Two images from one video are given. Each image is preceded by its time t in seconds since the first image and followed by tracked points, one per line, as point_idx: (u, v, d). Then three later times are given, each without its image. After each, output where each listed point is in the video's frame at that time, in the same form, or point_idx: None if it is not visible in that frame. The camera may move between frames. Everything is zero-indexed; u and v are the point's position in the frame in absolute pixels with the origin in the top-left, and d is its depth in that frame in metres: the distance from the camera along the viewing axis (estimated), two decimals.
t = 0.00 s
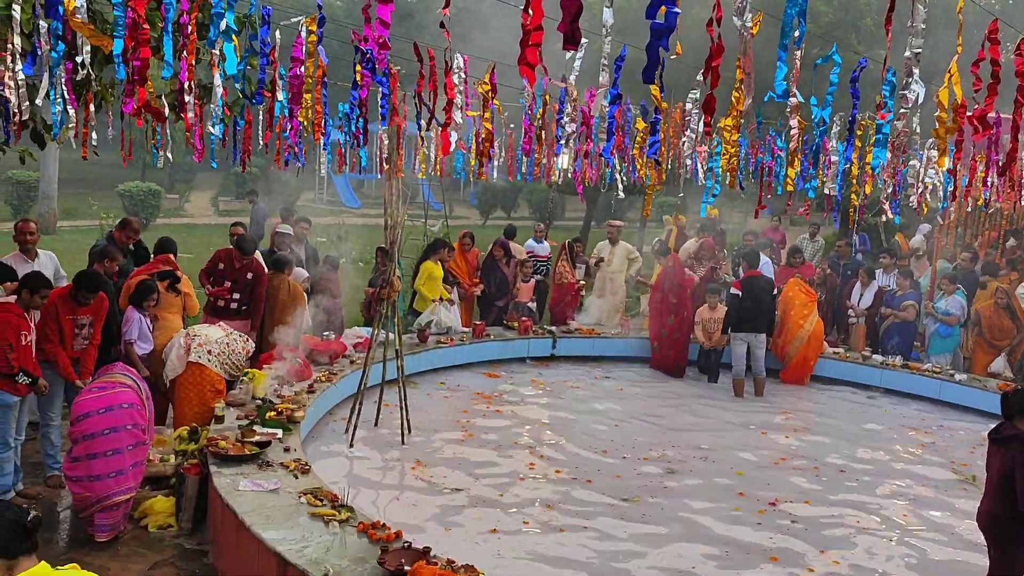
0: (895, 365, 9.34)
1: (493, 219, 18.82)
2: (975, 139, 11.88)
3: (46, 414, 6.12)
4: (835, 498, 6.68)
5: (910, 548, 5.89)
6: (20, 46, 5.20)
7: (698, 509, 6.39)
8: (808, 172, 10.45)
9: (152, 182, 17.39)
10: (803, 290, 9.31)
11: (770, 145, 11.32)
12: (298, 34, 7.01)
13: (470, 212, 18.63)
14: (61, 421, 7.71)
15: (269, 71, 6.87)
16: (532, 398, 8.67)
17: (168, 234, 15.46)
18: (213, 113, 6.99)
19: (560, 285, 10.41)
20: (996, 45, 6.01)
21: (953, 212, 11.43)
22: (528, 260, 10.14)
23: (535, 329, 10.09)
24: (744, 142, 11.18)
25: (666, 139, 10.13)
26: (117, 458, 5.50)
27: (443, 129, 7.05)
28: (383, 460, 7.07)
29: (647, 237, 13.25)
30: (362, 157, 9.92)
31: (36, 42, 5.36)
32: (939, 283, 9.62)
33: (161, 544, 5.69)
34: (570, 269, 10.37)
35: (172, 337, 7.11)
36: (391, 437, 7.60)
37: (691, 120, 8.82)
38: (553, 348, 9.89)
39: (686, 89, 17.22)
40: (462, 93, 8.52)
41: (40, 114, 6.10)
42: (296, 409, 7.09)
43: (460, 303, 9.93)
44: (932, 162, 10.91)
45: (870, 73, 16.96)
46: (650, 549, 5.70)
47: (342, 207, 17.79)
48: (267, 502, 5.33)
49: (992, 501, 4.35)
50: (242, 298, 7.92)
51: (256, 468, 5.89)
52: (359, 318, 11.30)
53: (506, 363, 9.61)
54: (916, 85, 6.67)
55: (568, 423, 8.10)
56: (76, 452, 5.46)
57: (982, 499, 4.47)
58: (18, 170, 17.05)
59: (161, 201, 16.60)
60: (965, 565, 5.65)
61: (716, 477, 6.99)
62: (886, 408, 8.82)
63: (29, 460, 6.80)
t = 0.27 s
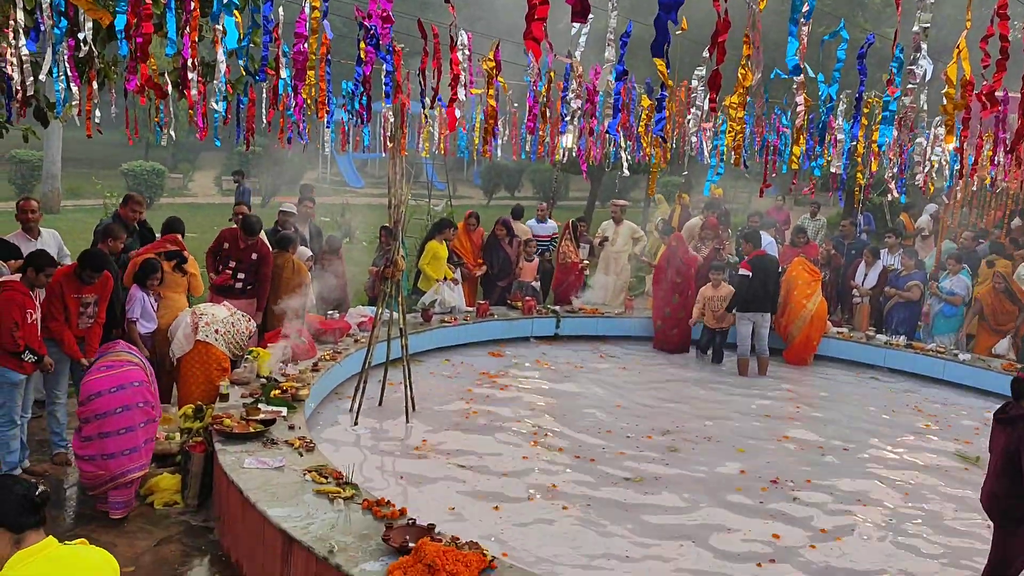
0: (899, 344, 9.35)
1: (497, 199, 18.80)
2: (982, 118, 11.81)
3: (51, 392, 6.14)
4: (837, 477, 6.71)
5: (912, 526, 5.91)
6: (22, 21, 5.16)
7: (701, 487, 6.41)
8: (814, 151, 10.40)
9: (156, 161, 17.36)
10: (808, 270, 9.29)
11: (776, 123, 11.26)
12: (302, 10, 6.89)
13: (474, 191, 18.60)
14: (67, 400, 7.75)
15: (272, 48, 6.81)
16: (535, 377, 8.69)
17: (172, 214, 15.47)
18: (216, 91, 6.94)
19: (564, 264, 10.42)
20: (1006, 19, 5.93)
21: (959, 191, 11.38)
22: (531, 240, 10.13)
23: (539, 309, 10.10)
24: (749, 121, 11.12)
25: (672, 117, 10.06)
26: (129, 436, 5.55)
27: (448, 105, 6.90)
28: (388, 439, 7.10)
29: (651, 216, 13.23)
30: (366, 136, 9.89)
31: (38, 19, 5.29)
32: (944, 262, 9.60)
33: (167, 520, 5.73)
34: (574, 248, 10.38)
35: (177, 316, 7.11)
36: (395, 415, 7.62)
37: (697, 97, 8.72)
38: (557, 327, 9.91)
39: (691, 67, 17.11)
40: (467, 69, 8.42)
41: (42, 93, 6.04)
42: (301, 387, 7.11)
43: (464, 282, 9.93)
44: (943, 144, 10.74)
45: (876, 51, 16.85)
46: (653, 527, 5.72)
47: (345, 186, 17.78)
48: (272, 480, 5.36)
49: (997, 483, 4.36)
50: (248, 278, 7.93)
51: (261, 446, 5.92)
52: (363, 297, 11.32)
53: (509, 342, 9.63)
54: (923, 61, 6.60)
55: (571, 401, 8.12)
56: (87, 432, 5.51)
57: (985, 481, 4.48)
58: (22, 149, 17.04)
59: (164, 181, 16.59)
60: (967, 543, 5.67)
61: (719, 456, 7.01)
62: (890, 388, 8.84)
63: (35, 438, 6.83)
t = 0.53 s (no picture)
0: (899, 331, 9.35)
1: (498, 186, 18.77)
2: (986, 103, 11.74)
3: (52, 377, 6.13)
4: (837, 463, 6.72)
5: (911, 512, 5.93)
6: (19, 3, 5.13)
7: (701, 473, 6.43)
8: (815, 137, 10.36)
9: (155, 147, 17.32)
10: (809, 258, 9.29)
11: (778, 108, 11.19)
12: None
13: (474, 178, 18.57)
14: (68, 385, 7.76)
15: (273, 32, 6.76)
16: (536, 363, 8.70)
17: (173, 200, 15.45)
18: (215, 75, 6.90)
19: (565, 251, 10.43)
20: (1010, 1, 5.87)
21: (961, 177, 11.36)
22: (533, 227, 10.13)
23: (539, 295, 10.10)
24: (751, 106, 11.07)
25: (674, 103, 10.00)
26: (131, 422, 5.56)
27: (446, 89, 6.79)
28: (388, 424, 7.11)
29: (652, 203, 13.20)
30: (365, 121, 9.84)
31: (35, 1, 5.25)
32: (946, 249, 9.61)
33: (168, 505, 5.74)
34: (575, 235, 10.38)
35: (177, 303, 7.09)
36: (396, 401, 7.64)
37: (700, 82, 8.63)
38: (557, 314, 9.91)
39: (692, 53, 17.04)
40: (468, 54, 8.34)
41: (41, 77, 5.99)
42: (301, 373, 7.12)
43: (465, 268, 9.92)
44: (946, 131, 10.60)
45: (878, 37, 16.79)
46: (653, 513, 5.74)
47: (346, 173, 17.74)
48: (273, 465, 5.37)
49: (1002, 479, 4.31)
50: (248, 265, 7.91)
51: (261, 431, 5.93)
52: (365, 283, 11.33)
53: (510, 329, 9.63)
54: (927, 44, 6.56)
55: (572, 387, 8.13)
56: (90, 417, 5.52)
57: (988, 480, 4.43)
58: (21, 135, 17.01)
59: (164, 167, 16.55)
60: (965, 529, 5.69)
61: (720, 442, 7.02)
62: (889, 374, 8.85)
63: (36, 423, 6.84)
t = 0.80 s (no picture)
0: (897, 321, 9.36)
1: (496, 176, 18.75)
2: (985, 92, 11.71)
3: (49, 368, 6.12)
4: (835, 452, 6.74)
5: (907, 501, 5.95)
6: None
7: (699, 462, 6.43)
8: (814, 127, 10.33)
9: (152, 137, 17.28)
10: (808, 248, 9.28)
11: (776, 98, 11.16)
12: None
13: (473, 169, 18.55)
14: (66, 375, 7.76)
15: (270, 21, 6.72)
16: (535, 353, 8.70)
17: (171, 191, 15.42)
18: (212, 64, 6.86)
19: (563, 241, 10.43)
20: None
21: (960, 168, 11.35)
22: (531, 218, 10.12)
23: (538, 286, 10.09)
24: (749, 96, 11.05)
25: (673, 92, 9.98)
26: (128, 411, 5.56)
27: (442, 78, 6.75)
28: (386, 414, 7.11)
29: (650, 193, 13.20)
30: (362, 110, 9.81)
31: None
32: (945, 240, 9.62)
33: (166, 495, 5.74)
34: (573, 225, 10.38)
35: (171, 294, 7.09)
36: (393, 391, 7.64)
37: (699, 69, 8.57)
38: (556, 305, 9.91)
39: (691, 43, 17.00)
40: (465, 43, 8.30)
41: (37, 66, 5.95)
42: (299, 363, 7.11)
43: (462, 258, 9.91)
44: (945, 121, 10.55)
45: (876, 27, 16.77)
46: (651, 502, 5.75)
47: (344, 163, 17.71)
48: (271, 455, 5.37)
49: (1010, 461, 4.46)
50: (245, 255, 7.89)
51: (259, 421, 5.92)
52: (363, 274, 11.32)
53: (508, 319, 9.63)
54: (927, 32, 6.53)
55: (570, 377, 8.14)
56: (87, 407, 5.51)
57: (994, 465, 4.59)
58: (18, 125, 16.95)
59: (161, 158, 16.52)
60: (961, 519, 5.71)
61: (717, 431, 7.03)
62: (888, 364, 8.86)
63: (34, 413, 6.84)
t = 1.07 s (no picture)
0: (893, 314, 9.38)
1: (492, 170, 18.73)
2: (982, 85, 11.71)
3: (44, 361, 6.12)
4: (830, 445, 6.76)
5: (903, 494, 5.97)
6: None
7: (695, 454, 6.45)
8: (811, 119, 10.32)
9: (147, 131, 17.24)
10: (806, 241, 9.28)
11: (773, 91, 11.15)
12: None
13: (469, 162, 18.53)
14: (62, 369, 7.74)
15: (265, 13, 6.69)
16: (531, 346, 8.71)
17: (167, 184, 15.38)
18: (207, 56, 6.82)
19: (559, 235, 10.43)
20: None
21: (956, 160, 11.36)
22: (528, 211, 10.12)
23: (534, 279, 10.09)
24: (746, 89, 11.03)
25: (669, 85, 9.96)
26: (123, 404, 5.56)
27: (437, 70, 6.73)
28: (382, 407, 7.11)
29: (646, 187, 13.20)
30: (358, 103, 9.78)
31: None
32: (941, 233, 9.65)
33: (163, 488, 5.74)
34: (569, 219, 10.37)
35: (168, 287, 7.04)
36: (390, 384, 7.64)
37: (695, 61, 8.57)
38: (552, 298, 9.91)
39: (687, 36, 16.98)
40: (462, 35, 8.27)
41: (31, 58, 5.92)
42: (295, 356, 7.11)
43: (459, 252, 9.93)
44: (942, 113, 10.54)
45: (873, 19, 16.73)
46: (647, 494, 5.76)
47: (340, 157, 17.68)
48: (267, 448, 5.37)
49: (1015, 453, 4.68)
50: (241, 248, 7.87)
51: (256, 414, 5.92)
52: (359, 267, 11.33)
53: (505, 312, 9.63)
54: (923, 25, 6.52)
55: (567, 370, 8.14)
56: (82, 400, 5.50)
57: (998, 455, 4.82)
58: (12, 118, 16.89)
59: (157, 151, 16.47)
60: (956, 511, 5.73)
61: (714, 424, 7.04)
62: (883, 357, 8.88)
63: (29, 407, 6.83)
